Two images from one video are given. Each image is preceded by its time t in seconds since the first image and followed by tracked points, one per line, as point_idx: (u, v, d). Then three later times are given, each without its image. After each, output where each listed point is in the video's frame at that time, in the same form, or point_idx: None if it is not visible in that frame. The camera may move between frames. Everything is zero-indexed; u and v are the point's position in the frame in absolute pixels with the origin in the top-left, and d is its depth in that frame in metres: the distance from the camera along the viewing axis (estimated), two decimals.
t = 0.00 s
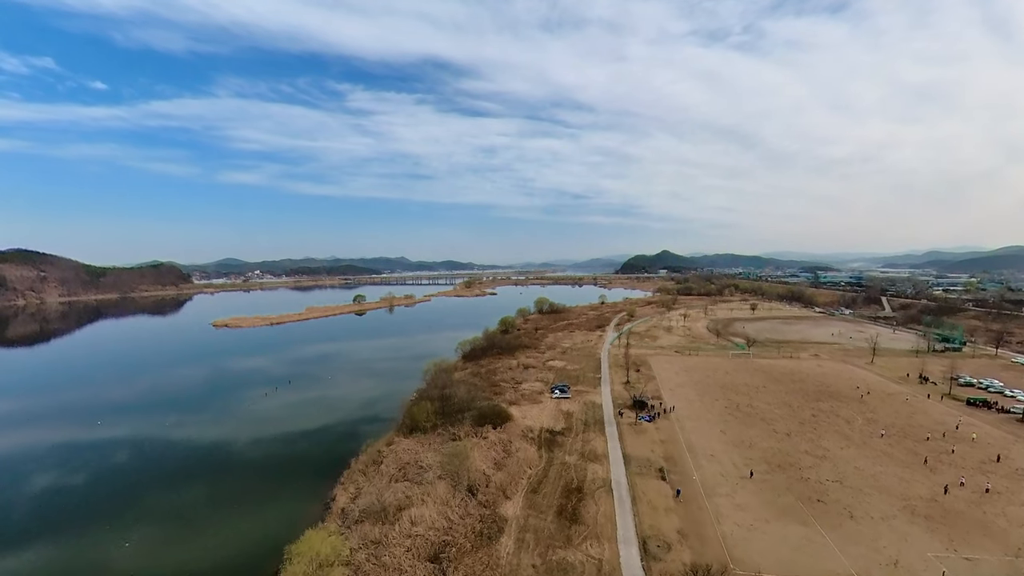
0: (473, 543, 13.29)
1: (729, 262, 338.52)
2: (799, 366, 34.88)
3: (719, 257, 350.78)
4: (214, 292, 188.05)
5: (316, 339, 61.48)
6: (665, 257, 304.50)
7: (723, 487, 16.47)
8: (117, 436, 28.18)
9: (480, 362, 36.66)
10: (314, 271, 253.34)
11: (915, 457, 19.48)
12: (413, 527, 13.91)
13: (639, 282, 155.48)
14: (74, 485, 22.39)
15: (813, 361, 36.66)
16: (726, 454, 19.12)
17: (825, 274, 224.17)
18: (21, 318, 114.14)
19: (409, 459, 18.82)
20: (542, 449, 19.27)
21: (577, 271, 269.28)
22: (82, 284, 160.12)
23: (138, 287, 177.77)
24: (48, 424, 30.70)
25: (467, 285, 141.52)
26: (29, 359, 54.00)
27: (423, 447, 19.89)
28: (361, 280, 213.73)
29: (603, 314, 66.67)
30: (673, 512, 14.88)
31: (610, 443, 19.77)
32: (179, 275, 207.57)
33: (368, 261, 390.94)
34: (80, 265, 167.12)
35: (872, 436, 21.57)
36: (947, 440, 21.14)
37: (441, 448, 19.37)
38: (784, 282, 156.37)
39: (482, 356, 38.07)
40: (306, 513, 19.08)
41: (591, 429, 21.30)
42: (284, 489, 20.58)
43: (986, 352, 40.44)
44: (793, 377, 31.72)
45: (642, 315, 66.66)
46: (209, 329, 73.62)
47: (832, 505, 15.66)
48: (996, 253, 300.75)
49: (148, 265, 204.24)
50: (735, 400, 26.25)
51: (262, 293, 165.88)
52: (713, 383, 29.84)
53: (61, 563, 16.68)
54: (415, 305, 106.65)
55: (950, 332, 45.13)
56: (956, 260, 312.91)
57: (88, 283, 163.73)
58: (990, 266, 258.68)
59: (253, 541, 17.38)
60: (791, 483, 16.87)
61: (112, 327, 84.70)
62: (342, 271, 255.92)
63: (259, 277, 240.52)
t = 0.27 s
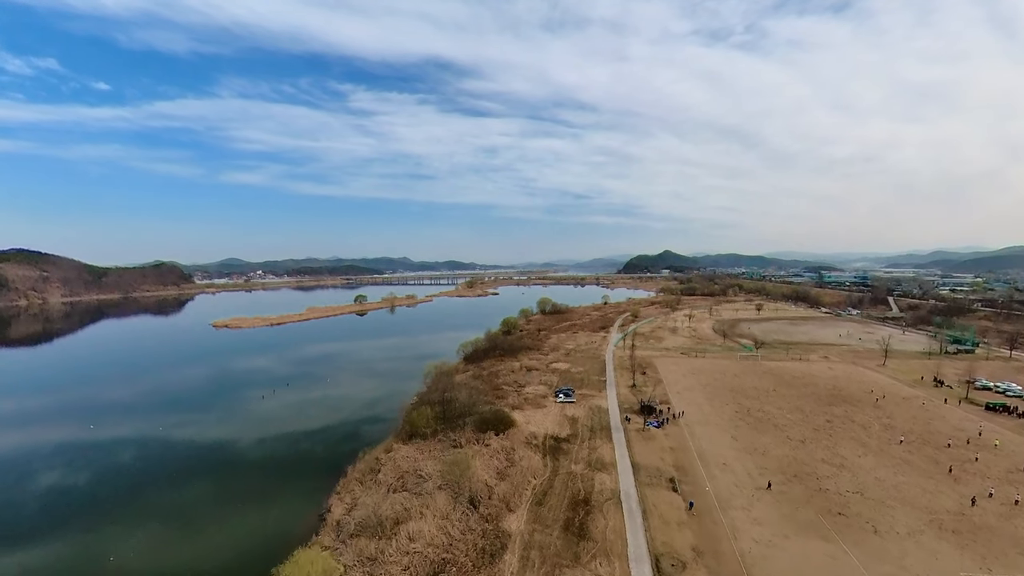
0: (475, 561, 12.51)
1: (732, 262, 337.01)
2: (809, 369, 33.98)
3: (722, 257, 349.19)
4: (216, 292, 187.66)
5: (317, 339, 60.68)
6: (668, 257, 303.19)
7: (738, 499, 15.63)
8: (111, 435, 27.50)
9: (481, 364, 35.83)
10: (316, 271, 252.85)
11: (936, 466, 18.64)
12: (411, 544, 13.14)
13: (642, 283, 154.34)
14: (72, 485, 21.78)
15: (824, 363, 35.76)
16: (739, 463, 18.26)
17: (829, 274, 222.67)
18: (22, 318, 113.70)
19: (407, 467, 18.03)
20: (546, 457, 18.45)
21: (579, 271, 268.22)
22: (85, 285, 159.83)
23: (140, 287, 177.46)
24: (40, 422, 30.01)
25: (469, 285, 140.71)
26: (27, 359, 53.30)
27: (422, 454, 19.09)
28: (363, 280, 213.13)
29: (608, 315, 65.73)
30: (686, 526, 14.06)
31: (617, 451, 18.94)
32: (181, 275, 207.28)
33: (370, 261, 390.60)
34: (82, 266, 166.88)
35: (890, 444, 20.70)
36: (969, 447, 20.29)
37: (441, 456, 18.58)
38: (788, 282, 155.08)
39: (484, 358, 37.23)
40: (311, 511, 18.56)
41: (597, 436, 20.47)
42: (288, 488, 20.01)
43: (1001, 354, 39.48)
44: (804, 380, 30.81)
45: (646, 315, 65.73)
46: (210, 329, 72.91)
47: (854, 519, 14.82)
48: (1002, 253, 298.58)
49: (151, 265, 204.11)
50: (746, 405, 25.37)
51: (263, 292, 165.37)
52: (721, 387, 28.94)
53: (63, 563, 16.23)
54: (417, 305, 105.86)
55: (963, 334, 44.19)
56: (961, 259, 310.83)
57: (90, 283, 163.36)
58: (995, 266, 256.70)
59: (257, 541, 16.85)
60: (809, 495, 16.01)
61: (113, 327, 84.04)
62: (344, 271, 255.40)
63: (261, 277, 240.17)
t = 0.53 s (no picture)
0: None
1: (735, 262, 335.42)
2: (820, 371, 33.08)
3: (725, 257, 347.57)
4: (218, 292, 187.37)
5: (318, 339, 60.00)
6: (671, 257, 301.98)
7: (755, 513, 14.78)
8: (103, 434, 26.75)
9: (483, 366, 35.01)
10: (318, 271, 252.47)
11: (961, 475, 17.75)
12: (409, 561, 12.34)
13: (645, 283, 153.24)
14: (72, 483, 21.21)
15: (835, 366, 34.85)
16: (754, 472, 17.40)
17: (833, 273, 221.20)
18: (24, 318, 113.40)
19: (406, 476, 17.21)
20: (552, 466, 17.62)
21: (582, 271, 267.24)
22: (87, 285, 159.68)
23: (142, 287, 177.23)
24: (31, 422, 29.27)
25: (471, 285, 139.88)
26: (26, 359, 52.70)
27: (422, 463, 18.27)
28: (365, 280, 212.61)
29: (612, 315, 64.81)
30: (702, 542, 13.22)
31: (626, 459, 18.09)
32: (183, 275, 207.19)
33: (372, 261, 390.29)
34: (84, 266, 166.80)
35: (910, 452, 19.79)
36: (993, 455, 19.40)
37: (442, 465, 17.78)
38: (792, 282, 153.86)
39: (486, 361, 36.42)
40: (315, 509, 17.95)
41: (604, 443, 19.64)
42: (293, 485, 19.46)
43: (1016, 356, 38.53)
44: (816, 383, 29.90)
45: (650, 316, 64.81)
46: (211, 328, 72.29)
47: (880, 534, 13.96)
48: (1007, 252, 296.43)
49: (153, 265, 204.06)
50: (757, 410, 24.47)
51: (265, 292, 164.96)
52: (730, 391, 28.05)
53: (61, 562, 15.66)
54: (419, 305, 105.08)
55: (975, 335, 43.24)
56: (966, 259, 308.57)
57: (93, 283, 163.17)
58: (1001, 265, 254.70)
59: (259, 542, 16.23)
60: (830, 508, 15.14)
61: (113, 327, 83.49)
62: (346, 271, 254.95)
63: (263, 277, 239.97)
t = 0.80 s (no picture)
0: None
1: (738, 262, 333.93)
2: (832, 374, 32.18)
3: (728, 257, 346.11)
4: (219, 292, 186.89)
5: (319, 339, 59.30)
6: (673, 257, 300.62)
7: (774, 527, 13.96)
8: (94, 436, 25.99)
9: (485, 369, 34.20)
10: (320, 271, 251.98)
11: (988, 485, 16.89)
12: None
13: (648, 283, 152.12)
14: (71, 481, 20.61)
15: (847, 368, 33.98)
16: (770, 482, 16.54)
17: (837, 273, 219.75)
18: (25, 318, 112.92)
19: (406, 486, 16.44)
20: (558, 476, 16.83)
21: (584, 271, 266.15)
22: (88, 285, 159.34)
23: (144, 287, 176.89)
24: (24, 422, 28.56)
25: (472, 285, 139.02)
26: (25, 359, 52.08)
27: (422, 471, 17.48)
28: (366, 280, 211.97)
29: (616, 316, 63.88)
30: (719, 559, 12.42)
31: (636, 468, 17.28)
32: (185, 275, 206.93)
33: (374, 261, 389.88)
34: (86, 266, 166.54)
35: (932, 460, 18.92)
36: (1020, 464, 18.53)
37: (443, 474, 16.99)
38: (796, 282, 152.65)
39: (488, 363, 35.60)
40: (319, 510, 17.30)
41: (612, 451, 18.82)
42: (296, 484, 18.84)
43: None
44: (828, 387, 29.01)
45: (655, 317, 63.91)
46: (212, 328, 71.65)
47: (908, 551, 13.13)
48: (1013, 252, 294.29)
49: (155, 265, 203.84)
50: (769, 415, 23.59)
51: (266, 292, 164.45)
52: (740, 395, 27.18)
53: (61, 560, 15.11)
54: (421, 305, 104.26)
55: (988, 336, 42.34)
56: (972, 259, 306.22)
57: (94, 283, 162.80)
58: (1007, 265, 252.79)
59: (262, 542, 15.59)
60: (853, 523, 14.29)
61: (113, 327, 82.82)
62: (347, 271, 254.43)
63: (265, 277, 239.57)
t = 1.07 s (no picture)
0: None
1: (741, 261, 332.37)
2: (844, 376, 31.28)
3: (731, 257, 344.51)
4: (220, 292, 186.49)
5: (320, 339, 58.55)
6: (676, 257, 299.27)
7: (795, 543, 13.12)
8: (92, 435, 25.33)
9: (487, 371, 33.37)
10: (322, 271, 251.53)
11: (1018, 496, 16.02)
12: None
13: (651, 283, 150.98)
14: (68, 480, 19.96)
15: (859, 370, 33.14)
16: (789, 494, 15.67)
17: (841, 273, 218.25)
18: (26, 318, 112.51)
19: (405, 496, 15.65)
20: (565, 486, 16.03)
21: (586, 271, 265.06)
22: (90, 285, 159.08)
23: (145, 287, 176.59)
24: (21, 422, 27.91)
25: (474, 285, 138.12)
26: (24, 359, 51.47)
27: (422, 481, 16.67)
28: (368, 280, 211.41)
29: (620, 316, 62.93)
30: None
31: (646, 478, 16.43)
32: (186, 275, 206.72)
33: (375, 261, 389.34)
34: (88, 266, 166.38)
35: (957, 468, 18.03)
36: None
37: (444, 484, 16.19)
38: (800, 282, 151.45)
39: (491, 365, 34.78)
40: (321, 510, 16.60)
41: (621, 459, 18.00)
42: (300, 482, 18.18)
43: None
44: (841, 390, 28.11)
45: (660, 317, 62.97)
46: (213, 328, 71.03)
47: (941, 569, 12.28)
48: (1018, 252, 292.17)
49: (157, 266, 203.62)
50: (782, 420, 22.71)
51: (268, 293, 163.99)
52: (751, 399, 26.28)
53: (54, 560, 14.44)
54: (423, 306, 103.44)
55: (1002, 337, 41.42)
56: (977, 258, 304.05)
57: (96, 284, 162.50)
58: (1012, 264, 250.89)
59: (262, 543, 14.89)
60: (878, 538, 13.43)
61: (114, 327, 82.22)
62: (349, 271, 253.87)
63: (266, 277, 239.23)
